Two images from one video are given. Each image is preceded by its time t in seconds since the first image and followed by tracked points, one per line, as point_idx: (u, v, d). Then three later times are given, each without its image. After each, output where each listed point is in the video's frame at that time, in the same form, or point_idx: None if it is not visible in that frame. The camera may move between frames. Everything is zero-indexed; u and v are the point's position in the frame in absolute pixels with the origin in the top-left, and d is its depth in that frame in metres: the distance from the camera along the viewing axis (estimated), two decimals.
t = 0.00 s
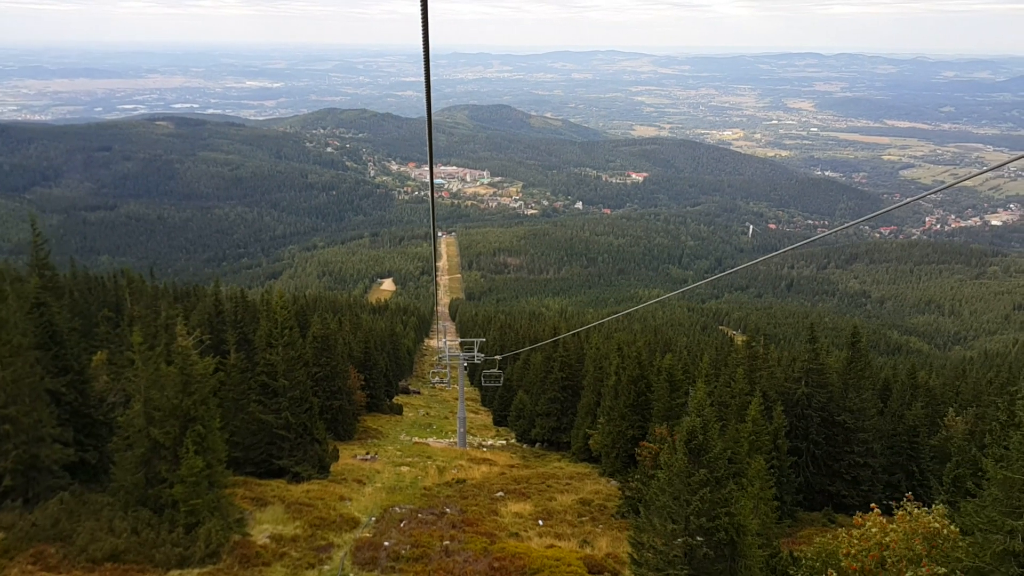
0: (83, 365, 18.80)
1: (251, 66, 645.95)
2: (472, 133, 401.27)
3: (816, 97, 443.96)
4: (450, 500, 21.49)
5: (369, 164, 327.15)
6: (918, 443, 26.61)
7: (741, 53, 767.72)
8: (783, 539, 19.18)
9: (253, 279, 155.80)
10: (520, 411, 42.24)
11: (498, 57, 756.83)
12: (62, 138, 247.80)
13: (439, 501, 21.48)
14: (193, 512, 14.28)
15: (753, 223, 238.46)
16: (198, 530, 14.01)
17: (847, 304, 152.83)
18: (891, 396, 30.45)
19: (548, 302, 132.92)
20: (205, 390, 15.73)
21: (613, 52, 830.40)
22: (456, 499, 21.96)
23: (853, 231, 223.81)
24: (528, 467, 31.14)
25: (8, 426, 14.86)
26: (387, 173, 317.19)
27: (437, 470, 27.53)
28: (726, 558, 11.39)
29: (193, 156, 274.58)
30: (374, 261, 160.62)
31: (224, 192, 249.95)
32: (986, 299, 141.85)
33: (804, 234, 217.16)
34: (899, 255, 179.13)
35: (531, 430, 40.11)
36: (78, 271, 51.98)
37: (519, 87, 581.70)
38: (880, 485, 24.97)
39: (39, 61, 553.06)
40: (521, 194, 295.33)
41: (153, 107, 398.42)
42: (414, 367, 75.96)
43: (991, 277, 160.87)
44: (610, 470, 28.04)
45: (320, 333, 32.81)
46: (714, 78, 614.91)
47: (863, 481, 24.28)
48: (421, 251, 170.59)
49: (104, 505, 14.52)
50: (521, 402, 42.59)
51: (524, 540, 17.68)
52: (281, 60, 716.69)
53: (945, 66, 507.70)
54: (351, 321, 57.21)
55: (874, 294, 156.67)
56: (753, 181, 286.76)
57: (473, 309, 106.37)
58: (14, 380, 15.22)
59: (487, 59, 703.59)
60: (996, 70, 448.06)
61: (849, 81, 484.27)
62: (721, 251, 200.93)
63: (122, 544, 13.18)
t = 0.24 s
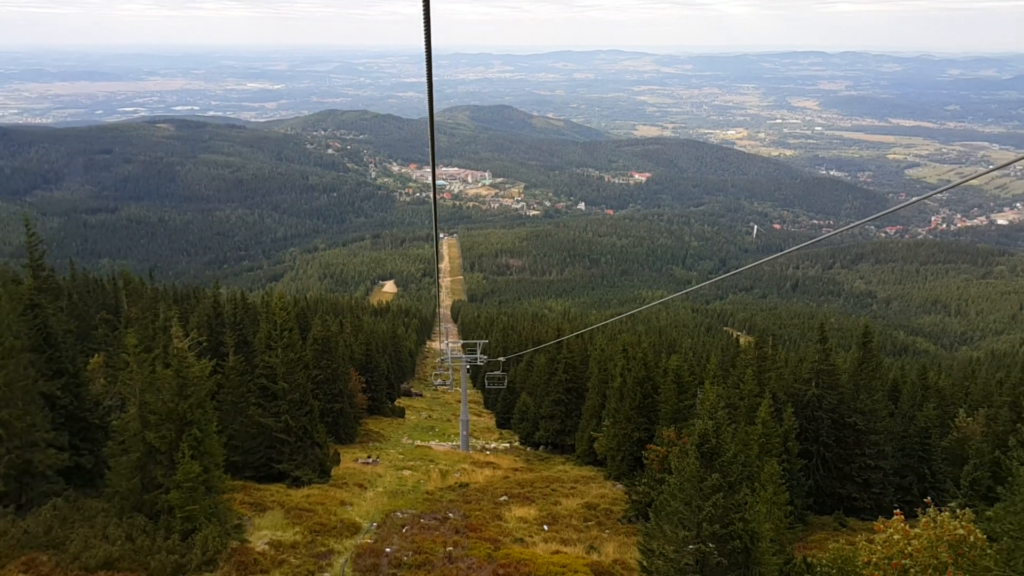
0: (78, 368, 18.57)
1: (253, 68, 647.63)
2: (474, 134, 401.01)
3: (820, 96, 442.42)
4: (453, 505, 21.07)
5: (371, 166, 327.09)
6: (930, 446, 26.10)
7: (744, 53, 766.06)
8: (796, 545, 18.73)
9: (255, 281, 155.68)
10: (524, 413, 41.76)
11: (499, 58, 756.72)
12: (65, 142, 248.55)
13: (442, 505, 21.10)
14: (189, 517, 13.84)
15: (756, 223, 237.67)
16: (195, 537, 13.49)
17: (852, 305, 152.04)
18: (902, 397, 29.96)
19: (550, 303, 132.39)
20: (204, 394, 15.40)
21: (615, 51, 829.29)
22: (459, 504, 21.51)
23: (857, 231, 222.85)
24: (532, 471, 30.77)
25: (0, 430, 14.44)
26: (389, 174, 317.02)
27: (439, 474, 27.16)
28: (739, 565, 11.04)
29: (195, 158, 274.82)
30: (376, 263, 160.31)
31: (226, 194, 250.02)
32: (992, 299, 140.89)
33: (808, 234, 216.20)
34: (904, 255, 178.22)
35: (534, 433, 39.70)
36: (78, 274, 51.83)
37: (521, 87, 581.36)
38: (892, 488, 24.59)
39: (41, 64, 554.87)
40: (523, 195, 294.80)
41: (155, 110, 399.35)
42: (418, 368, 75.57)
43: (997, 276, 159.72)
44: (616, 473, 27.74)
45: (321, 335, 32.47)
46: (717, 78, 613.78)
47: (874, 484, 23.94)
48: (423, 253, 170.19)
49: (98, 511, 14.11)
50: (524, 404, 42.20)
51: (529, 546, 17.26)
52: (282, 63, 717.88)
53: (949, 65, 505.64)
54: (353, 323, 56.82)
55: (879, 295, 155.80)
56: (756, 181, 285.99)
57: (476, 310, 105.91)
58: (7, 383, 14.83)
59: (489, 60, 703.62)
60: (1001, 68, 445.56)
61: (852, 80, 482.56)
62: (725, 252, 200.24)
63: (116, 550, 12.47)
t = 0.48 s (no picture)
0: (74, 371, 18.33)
1: (254, 69, 649.00)
2: (476, 134, 400.88)
3: (821, 95, 441.60)
4: (456, 508, 20.70)
5: (373, 167, 327.02)
6: (939, 444, 25.39)
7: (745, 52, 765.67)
8: (807, 547, 18.32)
9: (257, 282, 155.59)
10: (527, 414, 41.38)
11: (500, 58, 756.57)
12: (66, 144, 248.62)
13: (445, 507, 20.69)
14: (186, 522, 13.57)
15: (758, 222, 237.24)
16: (191, 543, 13.14)
17: (854, 303, 151.64)
18: (911, 395, 29.45)
19: (552, 303, 132.19)
20: (200, 396, 15.15)
21: (616, 51, 828.68)
22: (462, 506, 21.14)
23: (859, 230, 222.28)
24: (536, 471, 30.44)
25: None
26: (390, 175, 316.95)
27: (442, 476, 26.82)
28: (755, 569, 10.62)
29: (196, 159, 274.86)
30: (378, 263, 160.09)
31: (227, 195, 250.06)
32: (995, 297, 140.35)
33: (811, 232, 215.63)
34: (906, 254, 177.72)
35: (538, 433, 39.29)
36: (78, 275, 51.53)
37: (522, 87, 581.30)
38: (901, 488, 24.12)
39: (42, 66, 555.68)
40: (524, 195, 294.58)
41: (156, 111, 399.66)
42: (420, 369, 75.34)
43: (1000, 275, 159.30)
44: (620, 473, 27.42)
45: (322, 336, 32.14)
46: (718, 77, 613.31)
47: (883, 483, 23.51)
48: (425, 253, 169.90)
49: (93, 516, 13.80)
50: (528, 404, 41.85)
51: (533, 549, 16.92)
52: (283, 64, 717.62)
53: (950, 63, 504.74)
54: (354, 323, 56.54)
55: (881, 293, 155.35)
56: (758, 180, 285.46)
57: (478, 310, 105.84)
58: None
59: (490, 60, 703.73)
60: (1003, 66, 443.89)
61: (854, 78, 481.77)
62: (727, 251, 199.76)
63: (110, 557, 11.99)
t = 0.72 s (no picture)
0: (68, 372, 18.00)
1: (252, 70, 648.54)
2: (475, 133, 400.49)
3: (820, 92, 441.04)
4: (459, 508, 20.36)
5: (372, 166, 326.57)
6: (949, 440, 24.89)
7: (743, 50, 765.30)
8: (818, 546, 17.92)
9: (256, 283, 155.25)
10: (529, 413, 41.05)
11: (499, 56, 755.73)
12: (65, 145, 248.03)
13: (448, 509, 20.35)
14: (181, 528, 13.26)
15: (758, 219, 236.81)
16: (187, 548, 12.83)
17: (854, 300, 151.24)
18: (918, 391, 29.08)
19: (552, 302, 131.83)
20: (196, 397, 14.83)
21: (614, 49, 827.41)
22: (465, 508, 20.77)
23: (859, 226, 221.84)
24: (539, 471, 30.07)
25: None
26: (389, 174, 316.48)
27: (445, 475, 26.50)
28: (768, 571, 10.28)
29: (195, 160, 274.44)
30: (378, 263, 159.70)
31: (227, 196, 249.62)
32: (995, 292, 139.98)
33: (811, 228, 215.24)
34: (906, 250, 177.30)
35: (540, 432, 38.96)
36: (76, 276, 51.23)
37: (521, 86, 580.93)
38: (910, 485, 23.76)
39: (40, 67, 554.91)
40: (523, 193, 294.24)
41: (155, 112, 399.17)
42: (421, 369, 75.02)
43: (999, 270, 159.16)
44: (625, 472, 27.08)
45: (321, 335, 31.81)
46: (716, 74, 612.58)
47: (892, 480, 23.17)
48: (424, 253, 169.51)
49: (86, 521, 13.48)
50: (530, 403, 41.52)
51: (538, 551, 16.55)
52: (282, 64, 717.46)
53: (949, 59, 503.95)
54: (354, 322, 56.24)
55: (882, 289, 155.07)
56: (758, 177, 284.96)
57: (479, 309, 105.65)
58: None
59: (488, 60, 703.46)
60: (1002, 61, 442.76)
61: (852, 75, 481.36)
62: (727, 248, 199.37)
63: (102, 564, 11.67)
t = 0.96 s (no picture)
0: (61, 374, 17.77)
1: (249, 69, 647.19)
2: (473, 132, 399.95)
3: (818, 89, 440.15)
4: (459, 508, 20.07)
5: (370, 165, 326.10)
6: (955, 436, 24.58)
7: (741, 47, 763.96)
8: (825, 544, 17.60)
9: (255, 283, 155.00)
10: (530, 411, 40.88)
11: (496, 55, 754.51)
12: (62, 146, 247.59)
13: (448, 509, 20.06)
14: (175, 531, 12.93)
15: (756, 216, 236.69)
16: (180, 552, 12.50)
17: (853, 296, 151.18)
18: (922, 386, 28.82)
19: (551, 300, 131.65)
20: (191, 397, 14.61)
21: (612, 47, 826.09)
22: (465, 507, 20.49)
23: (858, 222, 221.65)
24: (540, 469, 29.82)
25: None
26: (387, 173, 316.04)
27: (445, 475, 26.21)
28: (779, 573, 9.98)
29: (193, 159, 273.87)
30: (376, 262, 159.30)
31: (225, 196, 249.05)
32: (994, 288, 139.96)
33: (810, 225, 214.93)
34: (905, 246, 177.23)
35: (540, 431, 38.68)
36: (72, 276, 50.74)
37: (518, 84, 580.02)
38: (915, 481, 23.49)
39: (36, 68, 553.36)
40: (522, 192, 293.79)
41: (152, 112, 398.26)
42: (420, 368, 74.97)
43: (998, 266, 158.81)
44: (626, 471, 26.80)
45: (319, 334, 31.50)
46: (714, 71, 611.74)
47: (897, 477, 22.93)
48: (423, 252, 169.20)
49: (77, 525, 13.18)
50: (530, 401, 41.27)
51: (541, 552, 16.23)
52: (279, 63, 716.22)
53: (947, 54, 502.93)
54: (353, 321, 56.02)
55: (881, 285, 154.71)
56: (756, 174, 284.79)
57: (477, 308, 105.44)
58: None
59: (486, 58, 702.53)
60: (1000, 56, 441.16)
61: (850, 71, 480.22)
62: (726, 245, 198.92)
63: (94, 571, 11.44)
